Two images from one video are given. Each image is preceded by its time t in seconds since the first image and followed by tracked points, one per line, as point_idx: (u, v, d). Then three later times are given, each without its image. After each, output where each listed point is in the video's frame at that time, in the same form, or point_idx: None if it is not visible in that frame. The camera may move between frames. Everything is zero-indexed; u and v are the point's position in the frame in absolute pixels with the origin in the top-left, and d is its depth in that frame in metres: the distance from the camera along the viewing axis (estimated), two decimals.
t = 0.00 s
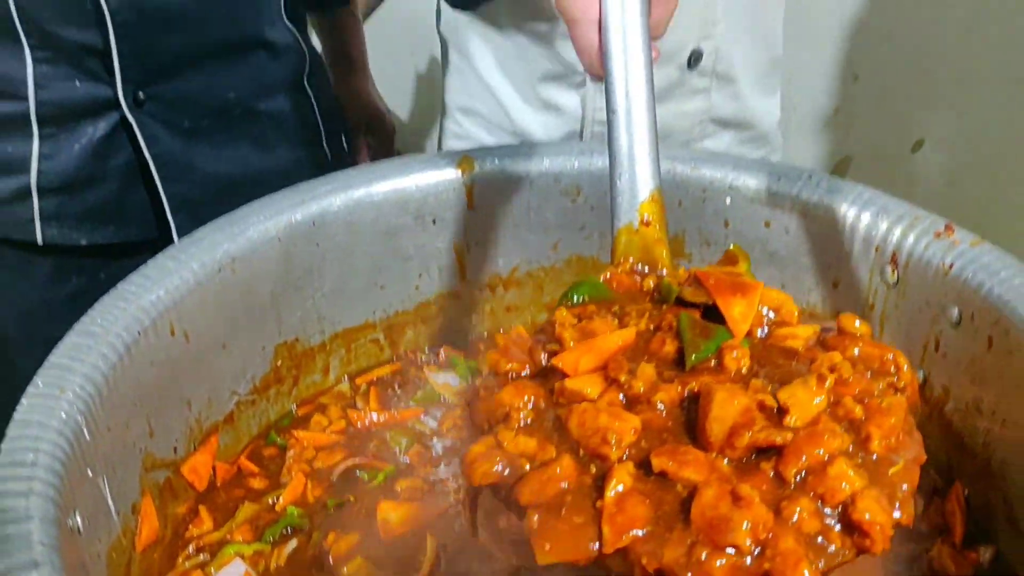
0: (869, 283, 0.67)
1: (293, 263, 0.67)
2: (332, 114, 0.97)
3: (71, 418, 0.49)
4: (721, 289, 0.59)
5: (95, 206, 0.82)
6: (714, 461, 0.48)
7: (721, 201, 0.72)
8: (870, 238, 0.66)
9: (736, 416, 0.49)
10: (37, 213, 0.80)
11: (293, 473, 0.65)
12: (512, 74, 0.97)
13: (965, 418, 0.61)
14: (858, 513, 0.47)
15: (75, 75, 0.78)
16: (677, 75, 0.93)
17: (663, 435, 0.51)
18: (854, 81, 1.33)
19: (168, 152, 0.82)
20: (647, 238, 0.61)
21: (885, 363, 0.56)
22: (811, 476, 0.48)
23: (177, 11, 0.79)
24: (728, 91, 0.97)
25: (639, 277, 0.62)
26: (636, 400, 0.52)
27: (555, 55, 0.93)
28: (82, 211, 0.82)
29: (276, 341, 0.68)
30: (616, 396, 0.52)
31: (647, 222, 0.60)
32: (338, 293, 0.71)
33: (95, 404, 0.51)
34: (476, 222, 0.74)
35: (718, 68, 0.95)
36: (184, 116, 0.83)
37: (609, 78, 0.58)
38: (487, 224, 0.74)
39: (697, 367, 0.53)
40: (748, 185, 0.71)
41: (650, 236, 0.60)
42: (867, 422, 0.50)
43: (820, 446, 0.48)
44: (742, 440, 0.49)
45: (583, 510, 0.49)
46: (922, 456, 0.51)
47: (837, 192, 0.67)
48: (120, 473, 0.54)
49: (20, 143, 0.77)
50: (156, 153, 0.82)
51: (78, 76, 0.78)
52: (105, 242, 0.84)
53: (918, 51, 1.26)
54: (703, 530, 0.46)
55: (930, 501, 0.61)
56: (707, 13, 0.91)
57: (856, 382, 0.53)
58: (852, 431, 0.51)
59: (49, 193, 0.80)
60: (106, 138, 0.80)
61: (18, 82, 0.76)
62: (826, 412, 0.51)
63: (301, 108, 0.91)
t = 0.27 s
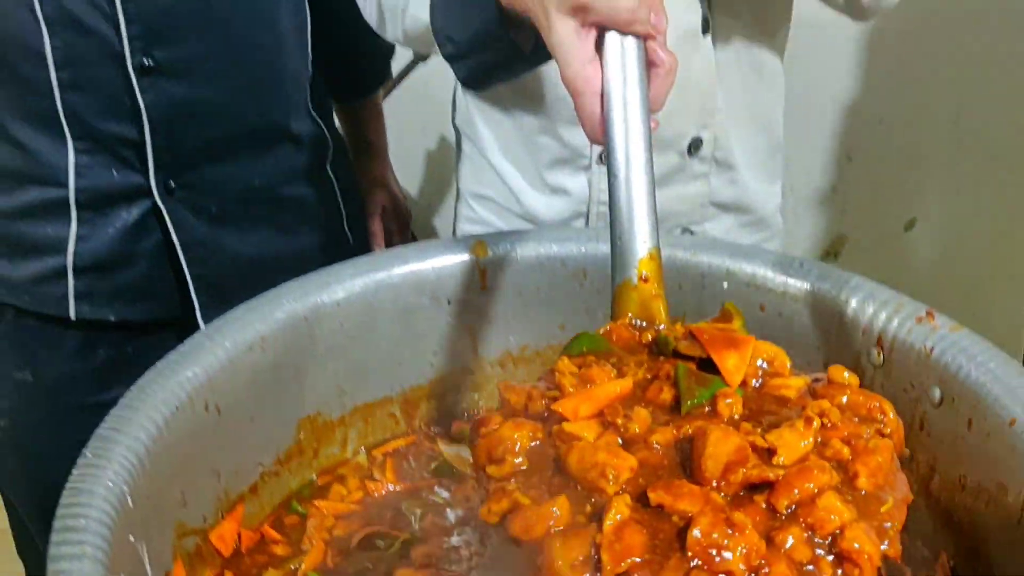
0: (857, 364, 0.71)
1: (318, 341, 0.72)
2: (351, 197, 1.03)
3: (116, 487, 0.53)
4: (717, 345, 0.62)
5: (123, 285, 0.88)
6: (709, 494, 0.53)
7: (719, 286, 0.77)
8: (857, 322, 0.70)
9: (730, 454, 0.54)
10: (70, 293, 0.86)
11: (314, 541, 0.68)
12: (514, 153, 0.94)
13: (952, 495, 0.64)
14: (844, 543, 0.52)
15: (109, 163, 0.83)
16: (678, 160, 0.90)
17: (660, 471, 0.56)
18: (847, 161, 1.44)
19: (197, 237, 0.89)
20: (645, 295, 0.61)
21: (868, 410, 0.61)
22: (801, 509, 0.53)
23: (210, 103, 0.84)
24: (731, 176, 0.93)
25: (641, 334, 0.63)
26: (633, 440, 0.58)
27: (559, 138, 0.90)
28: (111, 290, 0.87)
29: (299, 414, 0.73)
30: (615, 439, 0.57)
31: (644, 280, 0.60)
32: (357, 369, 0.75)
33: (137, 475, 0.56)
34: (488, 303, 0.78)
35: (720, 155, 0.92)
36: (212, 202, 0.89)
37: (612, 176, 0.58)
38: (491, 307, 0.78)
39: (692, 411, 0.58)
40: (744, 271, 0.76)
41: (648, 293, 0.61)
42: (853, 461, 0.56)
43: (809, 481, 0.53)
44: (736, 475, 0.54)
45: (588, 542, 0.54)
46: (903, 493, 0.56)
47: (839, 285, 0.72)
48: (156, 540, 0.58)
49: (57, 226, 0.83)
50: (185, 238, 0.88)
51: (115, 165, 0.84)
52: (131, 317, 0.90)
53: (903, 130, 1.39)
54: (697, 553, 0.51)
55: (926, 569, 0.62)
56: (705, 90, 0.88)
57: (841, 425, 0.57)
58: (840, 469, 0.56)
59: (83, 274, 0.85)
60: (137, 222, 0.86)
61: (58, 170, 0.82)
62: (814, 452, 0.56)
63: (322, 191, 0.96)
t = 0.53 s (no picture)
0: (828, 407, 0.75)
1: (320, 383, 0.76)
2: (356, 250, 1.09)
3: (130, 519, 0.57)
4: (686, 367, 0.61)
5: (138, 327, 0.94)
6: (673, 495, 0.53)
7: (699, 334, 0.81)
8: (828, 368, 0.74)
9: (694, 460, 0.54)
10: (88, 334, 0.92)
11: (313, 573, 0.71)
12: (504, 204, 0.97)
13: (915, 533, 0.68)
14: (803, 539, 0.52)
15: (128, 214, 0.91)
16: (657, 215, 0.92)
17: (626, 475, 0.56)
18: (835, 215, 1.49)
19: (206, 285, 0.95)
20: (621, 322, 0.62)
21: (831, 424, 0.60)
22: (758, 508, 0.53)
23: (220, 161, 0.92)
24: (710, 230, 0.95)
25: (617, 357, 0.63)
26: (600, 449, 0.57)
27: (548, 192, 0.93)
28: (126, 332, 0.94)
29: (301, 454, 0.76)
30: (585, 448, 0.56)
31: (621, 307, 0.62)
32: (357, 410, 0.79)
33: (149, 507, 0.59)
34: (483, 349, 0.83)
35: (700, 209, 0.93)
36: (223, 251, 0.96)
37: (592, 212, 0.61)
38: (479, 351, 0.83)
39: (661, 426, 0.56)
40: (721, 320, 0.80)
41: (623, 320, 0.62)
42: (812, 467, 0.56)
43: (770, 481, 0.53)
44: (698, 478, 0.54)
45: (558, 541, 0.54)
46: (862, 495, 0.57)
47: (817, 334, 0.76)
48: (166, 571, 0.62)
49: (78, 271, 0.91)
50: (197, 285, 0.95)
51: (133, 216, 0.91)
52: (145, 358, 0.96)
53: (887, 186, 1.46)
54: (660, 548, 0.51)
55: None
56: (682, 144, 0.89)
57: (802, 434, 0.58)
58: (799, 475, 0.56)
59: (100, 315, 0.92)
60: (152, 269, 0.93)
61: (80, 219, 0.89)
62: (775, 457, 0.56)
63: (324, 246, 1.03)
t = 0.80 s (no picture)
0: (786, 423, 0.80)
1: (314, 392, 0.81)
2: (358, 272, 1.15)
3: (136, 509, 0.62)
4: (639, 366, 0.65)
5: (152, 336, 1.02)
6: (618, 474, 0.58)
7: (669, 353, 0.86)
8: (787, 386, 0.79)
9: (639, 443, 0.59)
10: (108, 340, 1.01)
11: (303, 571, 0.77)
12: (486, 229, 1.01)
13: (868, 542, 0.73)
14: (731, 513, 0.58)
15: (150, 230, 0.98)
16: (633, 239, 0.97)
17: (578, 458, 0.61)
18: (817, 250, 1.55)
19: (217, 296, 1.02)
20: (587, 326, 0.67)
21: (771, 415, 0.65)
22: (695, 485, 0.59)
23: (238, 182, 0.99)
24: (684, 254, 0.99)
25: (582, 356, 0.67)
26: (555, 434, 0.62)
27: (529, 216, 0.97)
28: (141, 341, 1.02)
29: (295, 460, 0.82)
30: (542, 434, 0.61)
31: (586, 311, 0.66)
32: (347, 419, 0.84)
33: (153, 500, 0.65)
34: (467, 366, 0.88)
35: (673, 234, 0.98)
36: (233, 266, 1.02)
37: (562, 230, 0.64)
38: (458, 366, 0.88)
39: (614, 415, 0.61)
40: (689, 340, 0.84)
41: (589, 324, 0.67)
42: (747, 451, 0.61)
43: (705, 462, 0.59)
44: (641, 460, 0.59)
45: (512, 514, 0.59)
46: (792, 477, 0.62)
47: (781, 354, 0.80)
48: (166, 561, 0.67)
49: (101, 282, 0.99)
50: (210, 297, 1.02)
51: (155, 232, 0.99)
52: (157, 368, 1.03)
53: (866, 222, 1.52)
54: (603, 520, 0.56)
55: None
56: (656, 173, 0.95)
57: (740, 423, 0.63)
58: (734, 458, 0.61)
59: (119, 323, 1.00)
60: (169, 281, 1.01)
61: (107, 234, 0.97)
62: (713, 442, 0.61)
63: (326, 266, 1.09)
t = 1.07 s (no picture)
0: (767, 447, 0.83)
1: (325, 416, 0.86)
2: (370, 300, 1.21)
3: (162, 518, 0.67)
4: (622, 387, 0.70)
5: (174, 361, 1.08)
6: (597, 482, 0.62)
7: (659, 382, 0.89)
8: (767, 413, 0.83)
9: (617, 455, 0.63)
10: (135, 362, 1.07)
11: None
12: (489, 264, 1.07)
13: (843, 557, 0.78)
14: (700, 514, 0.61)
15: (175, 257, 1.05)
16: (627, 276, 1.02)
17: (563, 469, 0.65)
18: (807, 290, 1.61)
19: (239, 320, 1.08)
20: (578, 352, 0.71)
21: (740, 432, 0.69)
22: (667, 492, 0.62)
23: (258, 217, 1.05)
24: (675, 291, 1.04)
25: (573, 379, 0.72)
26: (543, 447, 0.66)
27: (530, 254, 1.03)
28: (164, 365, 1.08)
29: (305, 480, 0.87)
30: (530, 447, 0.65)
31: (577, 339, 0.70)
32: (355, 442, 0.90)
33: (177, 511, 0.70)
34: (469, 393, 0.93)
35: (664, 272, 1.03)
36: (252, 296, 1.08)
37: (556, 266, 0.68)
38: (459, 394, 0.93)
39: (598, 430, 0.66)
40: (677, 370, 0.88)
41: (580, 350, 0.71)
42: (716, 464, 0.65)
43: (677, 471, 0.63)
44: (619, 469, 0.63)
45: (499, 516, 0.62)
46: (760, 488, 0.66)
47: (758, 383, 0.85)
48: (186, 569, 0.72)
49: (129, 307, 1.06)
50: (231, 321, 1.08)
51: (179, 259, 1.05)
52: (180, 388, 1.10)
53: (854, 263, 1.57)
54: (581, 521, 0.60)
55: None
56: (648, 215, 1.00)
57: (712, 438, 0.67)
58: (704, 470, 0.65)
59: (145, 346, 1.07)
60: (192, 309, 1.07)
61: (134, 259, 1.04)
62: (685, 455, 0.65)
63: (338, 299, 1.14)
